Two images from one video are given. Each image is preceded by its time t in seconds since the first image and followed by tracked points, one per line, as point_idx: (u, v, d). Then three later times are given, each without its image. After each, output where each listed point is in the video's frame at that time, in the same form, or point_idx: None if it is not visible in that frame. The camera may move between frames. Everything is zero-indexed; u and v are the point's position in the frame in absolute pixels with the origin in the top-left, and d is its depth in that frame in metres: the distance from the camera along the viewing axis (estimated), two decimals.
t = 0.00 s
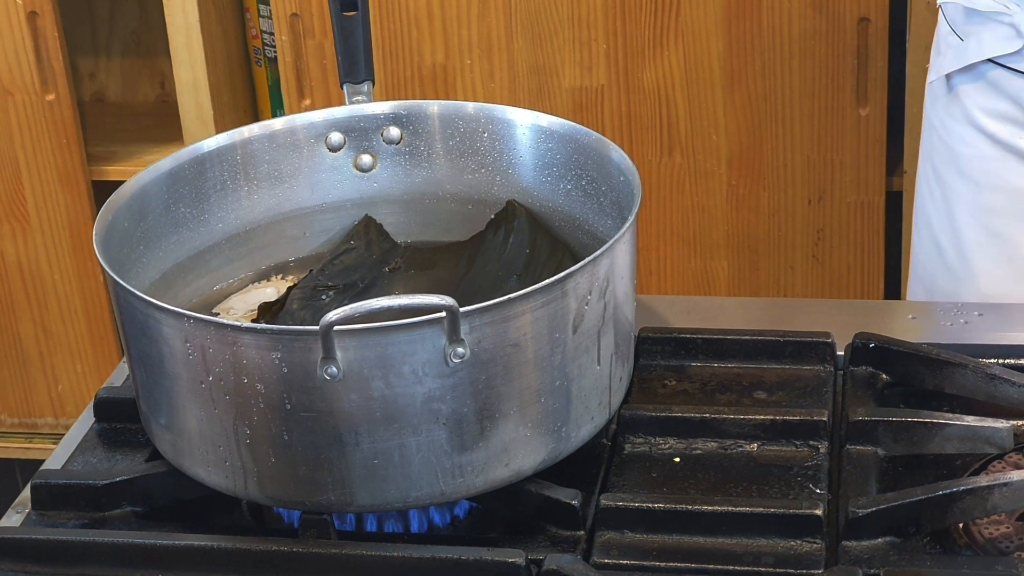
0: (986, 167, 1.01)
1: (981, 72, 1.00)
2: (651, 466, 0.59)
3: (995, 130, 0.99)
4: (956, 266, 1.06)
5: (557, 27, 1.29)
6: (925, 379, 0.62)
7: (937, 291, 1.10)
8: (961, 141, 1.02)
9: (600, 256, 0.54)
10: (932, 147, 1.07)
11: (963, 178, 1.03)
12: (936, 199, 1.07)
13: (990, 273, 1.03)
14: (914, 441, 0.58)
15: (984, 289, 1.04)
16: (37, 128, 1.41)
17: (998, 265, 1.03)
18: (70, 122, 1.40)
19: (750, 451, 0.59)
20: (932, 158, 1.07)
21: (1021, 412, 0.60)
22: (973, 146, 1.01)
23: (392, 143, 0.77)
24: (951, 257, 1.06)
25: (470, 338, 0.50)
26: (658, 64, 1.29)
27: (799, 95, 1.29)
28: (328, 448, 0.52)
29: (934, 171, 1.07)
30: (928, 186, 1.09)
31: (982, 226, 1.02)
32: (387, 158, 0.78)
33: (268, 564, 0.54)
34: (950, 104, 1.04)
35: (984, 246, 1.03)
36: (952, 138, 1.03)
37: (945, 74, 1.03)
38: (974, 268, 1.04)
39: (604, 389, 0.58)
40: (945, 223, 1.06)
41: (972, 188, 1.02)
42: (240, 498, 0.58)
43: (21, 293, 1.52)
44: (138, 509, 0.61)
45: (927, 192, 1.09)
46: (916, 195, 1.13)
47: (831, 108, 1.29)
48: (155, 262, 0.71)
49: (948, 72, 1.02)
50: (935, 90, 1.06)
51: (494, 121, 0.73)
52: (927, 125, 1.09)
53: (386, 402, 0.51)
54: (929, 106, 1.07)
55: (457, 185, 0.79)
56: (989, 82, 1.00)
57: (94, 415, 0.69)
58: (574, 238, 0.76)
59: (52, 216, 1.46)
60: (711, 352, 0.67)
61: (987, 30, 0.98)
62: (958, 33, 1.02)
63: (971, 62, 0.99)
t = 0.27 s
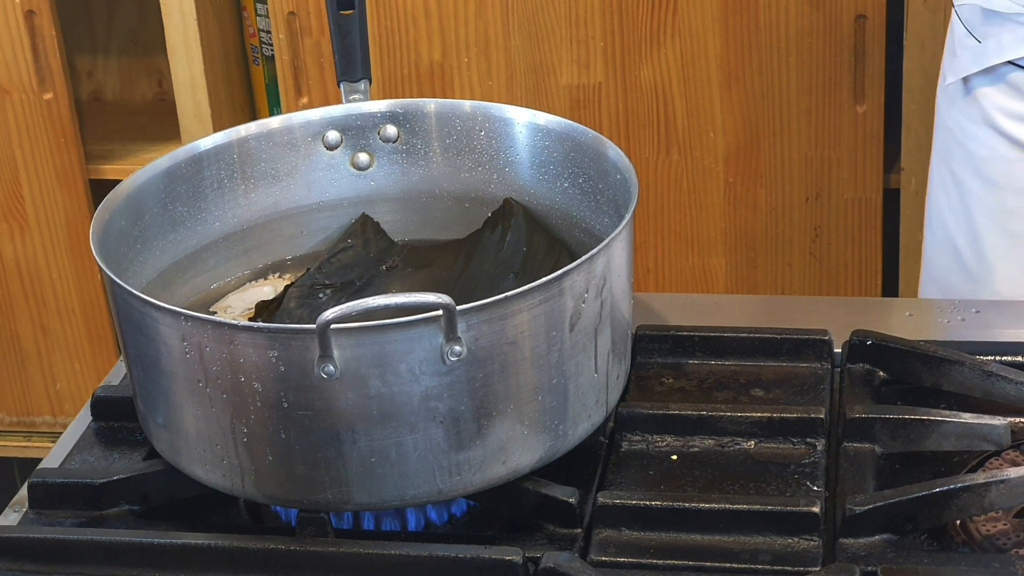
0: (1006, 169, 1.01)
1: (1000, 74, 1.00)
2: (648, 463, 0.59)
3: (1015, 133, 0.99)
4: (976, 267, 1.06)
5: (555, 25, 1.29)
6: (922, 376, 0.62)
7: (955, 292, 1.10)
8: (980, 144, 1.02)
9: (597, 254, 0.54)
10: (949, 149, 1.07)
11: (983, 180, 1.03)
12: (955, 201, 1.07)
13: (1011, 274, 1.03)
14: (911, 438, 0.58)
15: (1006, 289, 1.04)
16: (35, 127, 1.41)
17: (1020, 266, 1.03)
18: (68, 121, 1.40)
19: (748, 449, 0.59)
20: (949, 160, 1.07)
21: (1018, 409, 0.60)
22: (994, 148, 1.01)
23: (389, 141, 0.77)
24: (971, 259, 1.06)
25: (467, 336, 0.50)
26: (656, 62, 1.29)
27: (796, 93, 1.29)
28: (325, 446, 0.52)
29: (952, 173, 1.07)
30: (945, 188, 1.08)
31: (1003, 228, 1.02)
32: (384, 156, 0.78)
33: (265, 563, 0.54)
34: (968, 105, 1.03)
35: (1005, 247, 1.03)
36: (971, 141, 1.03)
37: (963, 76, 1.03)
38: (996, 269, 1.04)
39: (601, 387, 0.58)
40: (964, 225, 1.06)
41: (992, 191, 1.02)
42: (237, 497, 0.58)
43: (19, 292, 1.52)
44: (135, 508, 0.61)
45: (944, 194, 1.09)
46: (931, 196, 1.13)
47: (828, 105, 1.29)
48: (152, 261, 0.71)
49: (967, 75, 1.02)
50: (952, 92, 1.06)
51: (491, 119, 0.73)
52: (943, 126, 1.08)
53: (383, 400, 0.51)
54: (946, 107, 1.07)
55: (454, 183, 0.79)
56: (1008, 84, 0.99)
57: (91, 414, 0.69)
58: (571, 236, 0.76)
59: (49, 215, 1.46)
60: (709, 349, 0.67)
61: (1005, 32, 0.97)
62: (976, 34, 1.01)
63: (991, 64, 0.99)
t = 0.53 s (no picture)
0: None
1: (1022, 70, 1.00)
2: (646, 461, 0.59)
3: None
4: (991, 263, 1.06)
5: (552, 22, 1.28)
6: (920, 374, 0.62)
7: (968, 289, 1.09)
8: (999, 139, 1.02)
9: (595, 252, 0.54)
10: (965, 146, 1.07)
11: (1001, 176, 1.03)
12: (969, 198, 1.07)
13: None
14: (910, 436, 0.58)
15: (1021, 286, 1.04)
16: (32, 126, 1.41)
17: None
18: (66, 120, 1.40)
19: (746, 446, 0.59)
20: (964, 157, 1.07)
21: (1017, 406, 0.60)
22: (1014, 144, 1.01)
23: (387, 139, 0.77)
24: (986, 255, 1.06)
25: (465, 334, 0.50)
26: (653, 60, 1.29)
27: (794, 91, 1.29)
28: (323, 444, 0.52)
29: (968, 170, 1.06)
30: (960, 185, 1.08)
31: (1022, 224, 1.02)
32: (382, 154, 0.78)
33: (264, 561, 0.54)
34: (986, 102, 1.04)
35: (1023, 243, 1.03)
36: (990, 136, 1.03)
37: (983, 73, 1.03)
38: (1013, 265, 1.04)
39: (600, 385, 0.58)
40: (980, 221, 1.06)
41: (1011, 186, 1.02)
42: (236, 495, 0.58)
43: (17, 290, 1.52)
44: (134, 506, 0.61)
45: (958, 191, 1.09)
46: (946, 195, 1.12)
47: (826, 103, 1.29)
48: (150, 260, 0.71)
49: (987, 70, 1.02)
50: (970, 89, 1.06)
51: (489, 118, 0.73)
52: (959, 124, 1.08)
53: (382, 398, 0.51)
54: (963, 104, 1.07)
55: (452, 181, 0.79)
56: None
57: (89, 413, 0.69)
58: (569, 234, 0.76)
59: (47, 213, 1.46)
60: (707, 347, 0.67)
61: None
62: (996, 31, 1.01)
63: (1013, 60, 0.99)
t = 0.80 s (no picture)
0: None
1: None
2: (646, 458, 0.59)
3: None
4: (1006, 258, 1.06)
5: (552, 20, 1.28)
6: (920, 372, 0.62)
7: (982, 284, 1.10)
8: (1012, 134, 1.02)
9: (595, 249, 0.54)
10: (979, 141, 1.07)
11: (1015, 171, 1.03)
12: (984, 193, 1.07)
13: None
14: (910, 433, 0.58)
15: None
16: (31, 124, 1.40)
17: None
18: (64, 117, 1.40)
19: (746, 444, 0.59)
20: (979, 152, 1.07)
21: (1017, 403, 0.60)
22: None
23: (387, 137, 0.77)
24: (1001, 250, 1.06)
25: (465, 331, 0.50)
26: (653, 57, 1.29)
27: (794, 88, 1.29)
28: (323, 442, 0.52)
29: (982, 165, 1.06)
30: (975, 180, 1.08)
31: None
32: (382, 152, 0.78)
33: (264, 559, 0.54)
34: (1000, 97, 1.03)
35: None
36: (1003, 132, 1.03)
37: (996, 67, 1.03)
38: None
39: (600, 383, 0.58)
40: (995, 217, 1.06)
41: None
42: (236, 493, 0.58)
43: (15, 288, 1.51)
44: (133, 504, 0.61)
45: (973, 186, 1.09)
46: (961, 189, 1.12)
47: (825, 101, 1.29)
48: (149, 257, 0.71)
49: (1001, 65, 1.02)
50: (984, 84, 1.05)
51: (488, 115, 0.73)
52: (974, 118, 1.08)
53: (381, 396, 0.51)
54: (977, 99, 1.07)
55: (451, 179, 0.79)
56: None
57: (89, 411, 0.69)
58: (569, 231, 0.76)
59: (46, 211, 1.46)
60: (707, 345, 0.67)
61: None
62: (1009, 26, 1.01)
63: None
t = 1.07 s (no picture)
0: None
1: None
2: (647, 459, 0.59)
3: None
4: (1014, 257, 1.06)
5: (552, 19, 1.28)
6: (921, 372, 0.62)
7: (989, 283, 1.10)
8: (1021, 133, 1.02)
9: (596, 249, 0.54)
10: (989, 140, 1.07)
11: None
12: (994, 191, 1.07)
13: None
14: (911, 433, 0.58)
15: None
16: (31, 124, 1.40)
17: None
18: (64, 117, 1.40)
19: (747, 444, 0.59)
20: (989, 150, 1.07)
21: (1018, 403, 0.60)
22: None
23: (387, 137, 0.77)
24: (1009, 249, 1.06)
25: (466, 331, 0.50)
26: (653, 57, 1.29)
27: (794, 88, 1.29)
28: (324, 443, 0.52)
29: (992, 164, 1.06)
30: (984, 178, 1.08)
31: None
32: (383, 152, 0.78)
33: (266, 560, 0.54)
34: (1010, 95, 1.03)
35: None
36: (1013, 130, 1.03)
37: (1007, 66, 1.03)
38: None
39: (601, 383, 0.58)
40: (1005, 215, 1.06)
41: None
42: (237, 493, 0.58)
43: (15, 288, 1.51)
44: (134, 505, 0.61)
45: (982, 184, 1.09)
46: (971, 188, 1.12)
47: (826, 100, 1.29)
48: (150, 258, 0.71)
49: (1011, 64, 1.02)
50: (994, 82, 1.05)
51: (489, 115, 0.73)
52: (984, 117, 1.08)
53: (383, 397, 0.51)
54: (988, 97, 1.07)
55: (452, 179, 0.79)
56: None
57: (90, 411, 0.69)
58: (569, 231, 0.76)
59: (46, 211, 1.46)
60: (707, 345, 0.67)
61: None
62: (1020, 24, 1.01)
63: None
